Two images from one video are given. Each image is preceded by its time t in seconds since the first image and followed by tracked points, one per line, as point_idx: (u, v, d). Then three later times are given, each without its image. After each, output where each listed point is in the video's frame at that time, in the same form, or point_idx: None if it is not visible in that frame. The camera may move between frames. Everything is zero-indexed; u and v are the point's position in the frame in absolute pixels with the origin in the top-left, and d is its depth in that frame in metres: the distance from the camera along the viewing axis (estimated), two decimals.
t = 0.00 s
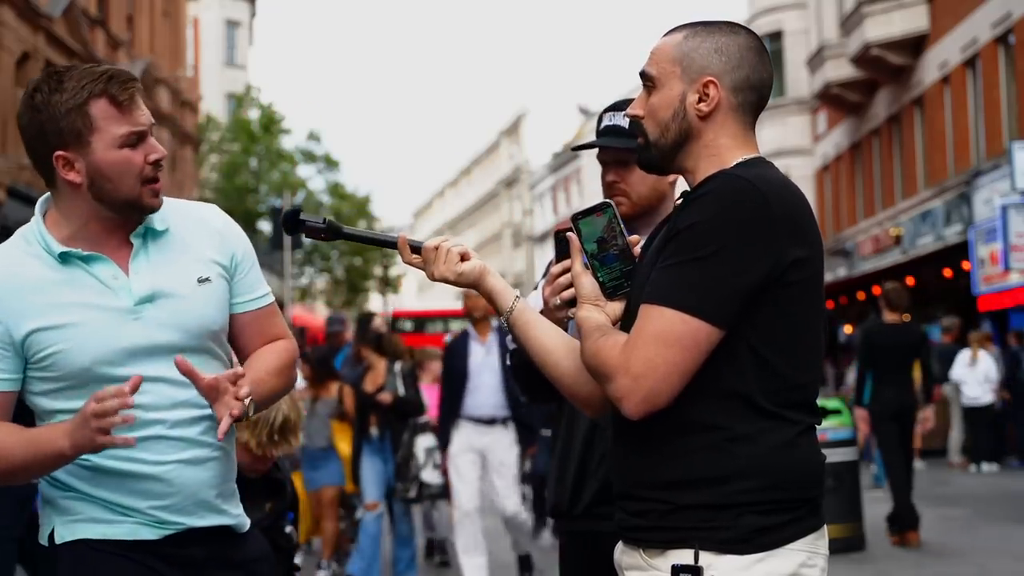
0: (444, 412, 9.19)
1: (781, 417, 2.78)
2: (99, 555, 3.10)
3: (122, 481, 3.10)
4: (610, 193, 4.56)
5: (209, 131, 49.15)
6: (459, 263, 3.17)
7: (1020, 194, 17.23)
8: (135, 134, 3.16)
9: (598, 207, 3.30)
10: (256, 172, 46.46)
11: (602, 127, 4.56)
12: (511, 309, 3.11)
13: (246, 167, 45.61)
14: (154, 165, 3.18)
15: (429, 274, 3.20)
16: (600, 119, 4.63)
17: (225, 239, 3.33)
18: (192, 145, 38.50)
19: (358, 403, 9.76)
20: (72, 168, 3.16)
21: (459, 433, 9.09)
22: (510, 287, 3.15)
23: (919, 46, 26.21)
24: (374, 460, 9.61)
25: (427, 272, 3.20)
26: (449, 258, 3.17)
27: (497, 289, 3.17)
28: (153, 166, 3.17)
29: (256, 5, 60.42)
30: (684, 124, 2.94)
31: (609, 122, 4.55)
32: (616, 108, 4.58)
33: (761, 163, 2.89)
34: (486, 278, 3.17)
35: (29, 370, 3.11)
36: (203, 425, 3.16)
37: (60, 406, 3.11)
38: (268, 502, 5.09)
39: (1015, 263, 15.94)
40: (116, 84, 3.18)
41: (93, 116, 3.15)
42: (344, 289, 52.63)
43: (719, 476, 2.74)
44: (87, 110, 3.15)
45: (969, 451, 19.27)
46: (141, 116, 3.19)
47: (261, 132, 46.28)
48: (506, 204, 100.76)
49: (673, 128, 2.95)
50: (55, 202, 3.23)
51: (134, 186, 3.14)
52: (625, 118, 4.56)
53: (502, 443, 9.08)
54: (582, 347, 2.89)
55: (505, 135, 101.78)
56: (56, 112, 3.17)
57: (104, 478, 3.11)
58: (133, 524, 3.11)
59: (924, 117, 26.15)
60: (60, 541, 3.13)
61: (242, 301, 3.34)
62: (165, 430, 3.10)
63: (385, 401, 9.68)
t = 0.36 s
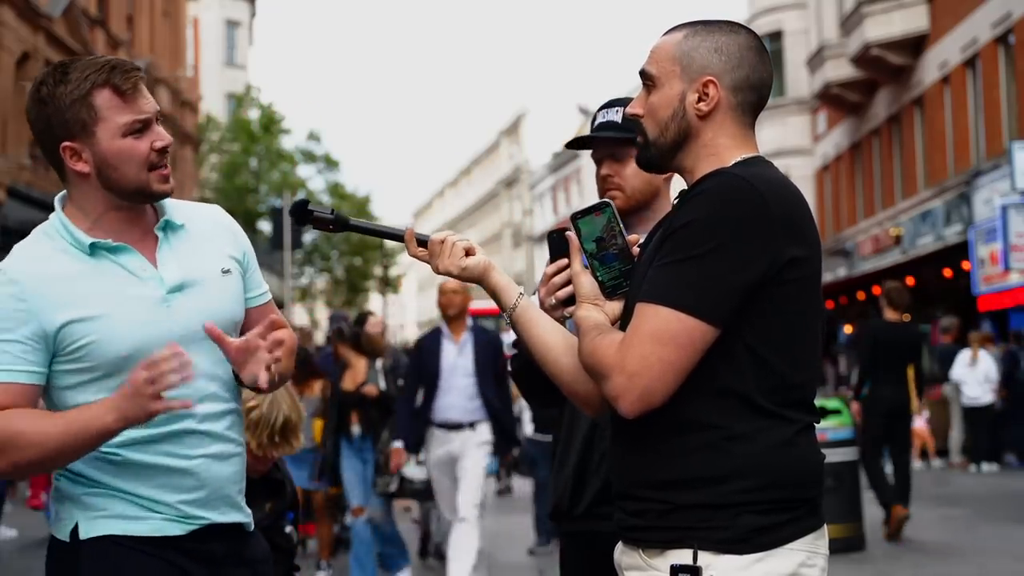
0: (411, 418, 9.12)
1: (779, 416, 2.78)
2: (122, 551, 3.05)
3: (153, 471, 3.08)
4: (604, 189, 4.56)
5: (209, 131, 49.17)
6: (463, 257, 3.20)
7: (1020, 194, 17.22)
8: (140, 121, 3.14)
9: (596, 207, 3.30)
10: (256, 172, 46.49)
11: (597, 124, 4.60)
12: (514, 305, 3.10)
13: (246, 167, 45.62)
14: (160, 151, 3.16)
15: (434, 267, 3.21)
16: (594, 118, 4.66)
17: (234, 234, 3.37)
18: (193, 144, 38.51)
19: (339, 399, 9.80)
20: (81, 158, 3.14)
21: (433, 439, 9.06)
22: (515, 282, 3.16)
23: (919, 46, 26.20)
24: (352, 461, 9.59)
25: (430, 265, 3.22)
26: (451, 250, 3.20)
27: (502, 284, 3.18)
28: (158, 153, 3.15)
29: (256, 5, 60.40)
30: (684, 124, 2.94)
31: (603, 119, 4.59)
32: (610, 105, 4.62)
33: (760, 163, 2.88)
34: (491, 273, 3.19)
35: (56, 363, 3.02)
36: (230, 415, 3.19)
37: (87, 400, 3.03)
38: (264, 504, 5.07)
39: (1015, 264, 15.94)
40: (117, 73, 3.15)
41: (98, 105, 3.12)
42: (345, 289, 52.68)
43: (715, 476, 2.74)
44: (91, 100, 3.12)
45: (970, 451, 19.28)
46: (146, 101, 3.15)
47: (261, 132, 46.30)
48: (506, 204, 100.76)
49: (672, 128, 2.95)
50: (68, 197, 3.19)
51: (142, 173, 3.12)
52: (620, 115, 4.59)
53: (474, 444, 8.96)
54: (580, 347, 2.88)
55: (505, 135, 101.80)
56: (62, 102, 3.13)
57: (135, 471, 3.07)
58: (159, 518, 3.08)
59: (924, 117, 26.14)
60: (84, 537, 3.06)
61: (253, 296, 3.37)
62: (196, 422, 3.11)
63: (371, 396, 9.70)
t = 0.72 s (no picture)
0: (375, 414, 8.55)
1: (780, 416, 2.78)
2: (161, 550, 3.14)
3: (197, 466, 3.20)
4: (602, 190, 4.56)
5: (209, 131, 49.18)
6: (466, 251, 3.21)
7: (1020, 194, 17.20)
8: (206, 120, 3.28)
9: (598, 205, 3.28)
10: (256, 173, 46.50)
11: (596, 123, 4.59)
12: (520, 302, 3.10)
13: (245, 167, 45.65)
14: (212, 158, 3.28)
15: (441, 261, 3.24)
16: (593, 117, 4.65)
17: (239, 245, 3.59)
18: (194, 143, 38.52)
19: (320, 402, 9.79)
20: (141, 137, 3.27)
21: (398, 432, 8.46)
22: (521, 277, 3.15)
23: (919, 46, 26.19)
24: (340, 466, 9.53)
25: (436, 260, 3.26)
26: (455, 245, 3.22)
27: (507, 279, 3.17)
28: (210, 159, 3.28)
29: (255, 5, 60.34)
30: (687, 123, 2.94)
31: (602, 119, 4.58)
32: (609, 106, 4.61)
33: (763, 163, 2.88)
34: (497, 268, 3.18)
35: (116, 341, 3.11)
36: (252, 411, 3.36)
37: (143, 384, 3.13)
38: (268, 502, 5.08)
39: (1015, 263, 15.94)
40: (201, 75, 3.32)
41: (175, 95, 3.26)
42: (345, 289, 52.70)
43: (717, 476, 2.73)
44: (171, 87, 3.26)
45: (969, 451, 19.29)
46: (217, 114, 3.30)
47: (261, 132, 46.30)
48: (506, 204, 100.66)
49: (675, 127, 2.95)
50: (119, 177, 3.31)
51: (190, 165, 3.25)
52: (617, 115, 4.58)
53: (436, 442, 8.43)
54: (581, 345, 2.88)
55: (504, 135, 101.83)
56: (144, 82, 3.28)
57: (178, 468, 3.17)
58: (200, 517, 3.19)
59: (924, 117, 26.13)
60: (125, 536, 3.12)
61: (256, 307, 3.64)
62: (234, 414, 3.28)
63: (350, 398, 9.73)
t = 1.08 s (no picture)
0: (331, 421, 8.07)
1: (781, 414, 2.78)
2: (218, 548, 3.25)
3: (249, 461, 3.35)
4: (605, 193, 4.56)
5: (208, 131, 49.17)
6: (469, 247, 3.23)
7: (1020, 195, 17.18)
8: (263, 135, 3.49)
9: (600, 203, 3.27)
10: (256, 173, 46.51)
11: (598, 126, 4.57)
12: (524, 298, 3.09)
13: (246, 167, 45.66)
14: (264, 168, 3.50)
15: (446, 259, 3.26)
16: (596, 119, 4.63)
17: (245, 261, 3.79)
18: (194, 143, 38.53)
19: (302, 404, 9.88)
20: (199, 141, 3.47)
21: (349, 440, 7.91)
22: (524, 274, 3.14)
23: (919, 46, 26.17)
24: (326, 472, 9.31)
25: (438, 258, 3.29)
26: (458, 241, 3.24)
27: (510, 276, 3.17)
28: (262, 168, 3.49)
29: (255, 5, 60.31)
30: (693, 122, 2.94)
31: (604, 122, 4.55)
32: (611, 109, 4.58)
33: (766, 162, 2.88)
34: (499, 264, 3.19)
35: (198, 314, 3.27)
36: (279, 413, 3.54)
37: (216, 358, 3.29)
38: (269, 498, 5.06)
39: (1015, 263, 15.94)
40: (265, 96, 3.53)
41: (238, 108, 3.47)
42: (344, 289, 52.70)
43: (718, 476, 2.73)
44: (233, 99, 3.47)
45: (969, 451, 19.29)
46: (271, 129, 3.52)
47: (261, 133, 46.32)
48: (506, 204, 100.56)
49: (680, 126, 2.95)
50: (174, 175, 3.50)
51: (245, 168, 3.47)
52: (619, 117, 4.55)
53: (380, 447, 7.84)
54: (582, 343, 2.89)
55: (505, 135, 101.79)
56: (208, 93, 3.48)
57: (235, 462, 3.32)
58: (250, 513, 3.33)
59: (924, 117, 26.12)
60: (186, 537, 3.23)
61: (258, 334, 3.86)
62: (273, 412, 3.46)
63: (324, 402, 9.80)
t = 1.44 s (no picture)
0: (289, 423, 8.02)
1: (783, 415, 2.78)
2: (237, 550, 3.28)
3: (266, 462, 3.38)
4: (603, 195, 4.57)
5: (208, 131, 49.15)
6: (469, 246, 3.23)
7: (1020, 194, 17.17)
8: (260, 125, 3.50)
9: (599, 204, 3.28)
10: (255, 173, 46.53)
11: (597, 128, 4.58)
12: (525, 297, 3.09)
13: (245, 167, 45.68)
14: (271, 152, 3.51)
15: (447, 259, 3.27)
16: (595, 121, 4.64)
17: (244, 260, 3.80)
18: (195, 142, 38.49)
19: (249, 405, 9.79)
20: (201, 144, 3.48)
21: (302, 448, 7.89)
22: (525, 274, 3.14)
23: (919, 46, 26.17)
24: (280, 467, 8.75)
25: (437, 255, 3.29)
26: (458, 240, 3.24)
27: (512, 275, 3.16)
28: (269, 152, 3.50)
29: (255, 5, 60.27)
30: (691, 122, 2.94)
31: (604, 123, 4.57)
32: (610, 110, 4.59)
33: (765, 162, 2.88)
34: (501, 264, 3.19)
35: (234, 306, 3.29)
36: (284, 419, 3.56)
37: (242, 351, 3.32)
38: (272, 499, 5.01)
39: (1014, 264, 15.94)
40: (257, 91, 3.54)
41: (233, 103, 3.47)
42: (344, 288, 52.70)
43: (717, 477, 2.74)
44: (222, 97, 3.47)
45: (969, 451, 19.28)
46: (268, 116, 3.52)
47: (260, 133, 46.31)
48: (506, 204, 100.55)
49: (679, 125, 2.95)
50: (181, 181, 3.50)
51: (250, 161, 3.47)
52: (618, 119, 4.56)
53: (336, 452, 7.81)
54: (582, 343, 2.89)
55: (504, 135, 101.78)
56: (202, 96, 3.48)
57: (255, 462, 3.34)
58: (264, 516, 3.36)
59: (924, 117, 26.11)
60: (207, 539, 3.24)
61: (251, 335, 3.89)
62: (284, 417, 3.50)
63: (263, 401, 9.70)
